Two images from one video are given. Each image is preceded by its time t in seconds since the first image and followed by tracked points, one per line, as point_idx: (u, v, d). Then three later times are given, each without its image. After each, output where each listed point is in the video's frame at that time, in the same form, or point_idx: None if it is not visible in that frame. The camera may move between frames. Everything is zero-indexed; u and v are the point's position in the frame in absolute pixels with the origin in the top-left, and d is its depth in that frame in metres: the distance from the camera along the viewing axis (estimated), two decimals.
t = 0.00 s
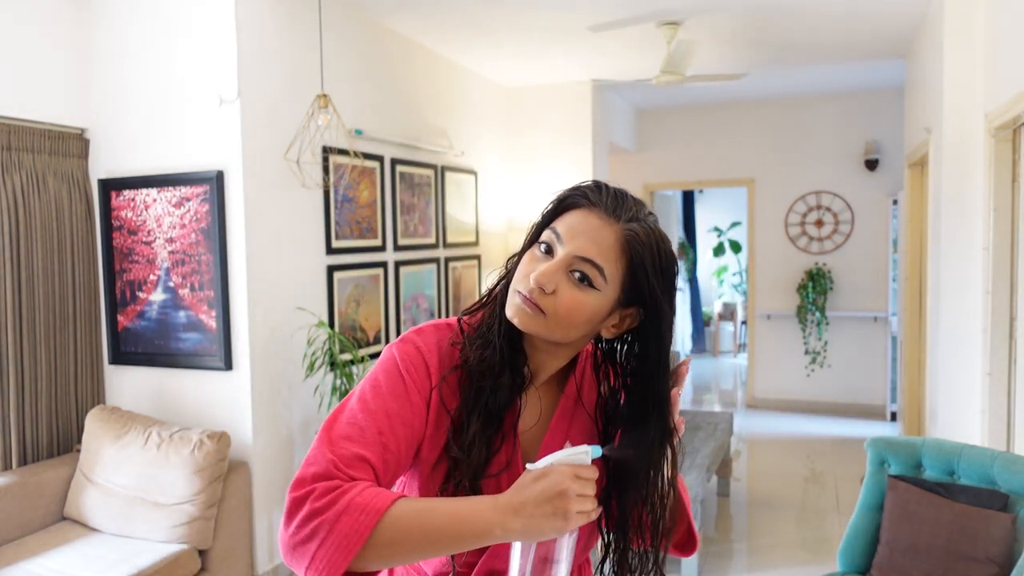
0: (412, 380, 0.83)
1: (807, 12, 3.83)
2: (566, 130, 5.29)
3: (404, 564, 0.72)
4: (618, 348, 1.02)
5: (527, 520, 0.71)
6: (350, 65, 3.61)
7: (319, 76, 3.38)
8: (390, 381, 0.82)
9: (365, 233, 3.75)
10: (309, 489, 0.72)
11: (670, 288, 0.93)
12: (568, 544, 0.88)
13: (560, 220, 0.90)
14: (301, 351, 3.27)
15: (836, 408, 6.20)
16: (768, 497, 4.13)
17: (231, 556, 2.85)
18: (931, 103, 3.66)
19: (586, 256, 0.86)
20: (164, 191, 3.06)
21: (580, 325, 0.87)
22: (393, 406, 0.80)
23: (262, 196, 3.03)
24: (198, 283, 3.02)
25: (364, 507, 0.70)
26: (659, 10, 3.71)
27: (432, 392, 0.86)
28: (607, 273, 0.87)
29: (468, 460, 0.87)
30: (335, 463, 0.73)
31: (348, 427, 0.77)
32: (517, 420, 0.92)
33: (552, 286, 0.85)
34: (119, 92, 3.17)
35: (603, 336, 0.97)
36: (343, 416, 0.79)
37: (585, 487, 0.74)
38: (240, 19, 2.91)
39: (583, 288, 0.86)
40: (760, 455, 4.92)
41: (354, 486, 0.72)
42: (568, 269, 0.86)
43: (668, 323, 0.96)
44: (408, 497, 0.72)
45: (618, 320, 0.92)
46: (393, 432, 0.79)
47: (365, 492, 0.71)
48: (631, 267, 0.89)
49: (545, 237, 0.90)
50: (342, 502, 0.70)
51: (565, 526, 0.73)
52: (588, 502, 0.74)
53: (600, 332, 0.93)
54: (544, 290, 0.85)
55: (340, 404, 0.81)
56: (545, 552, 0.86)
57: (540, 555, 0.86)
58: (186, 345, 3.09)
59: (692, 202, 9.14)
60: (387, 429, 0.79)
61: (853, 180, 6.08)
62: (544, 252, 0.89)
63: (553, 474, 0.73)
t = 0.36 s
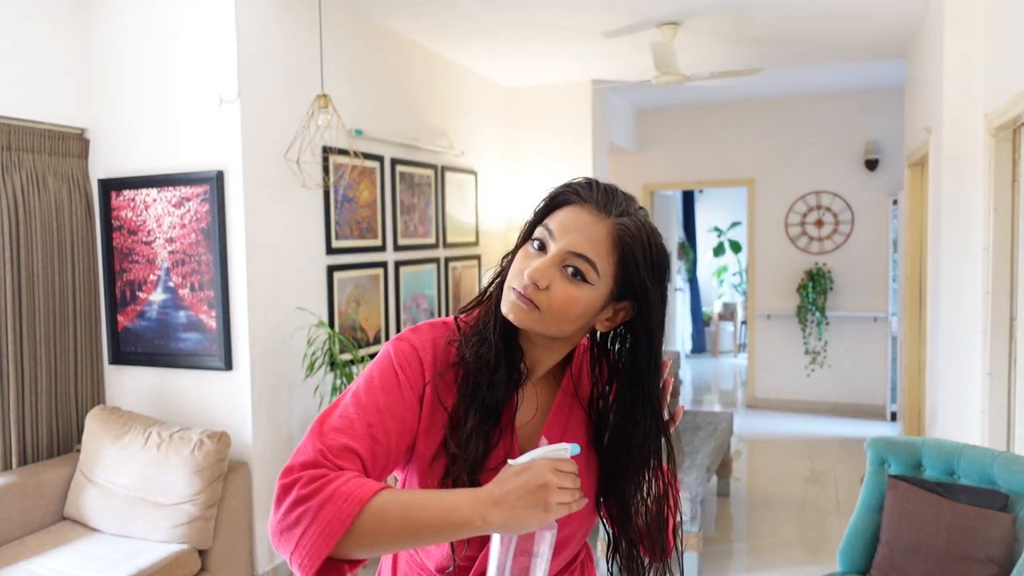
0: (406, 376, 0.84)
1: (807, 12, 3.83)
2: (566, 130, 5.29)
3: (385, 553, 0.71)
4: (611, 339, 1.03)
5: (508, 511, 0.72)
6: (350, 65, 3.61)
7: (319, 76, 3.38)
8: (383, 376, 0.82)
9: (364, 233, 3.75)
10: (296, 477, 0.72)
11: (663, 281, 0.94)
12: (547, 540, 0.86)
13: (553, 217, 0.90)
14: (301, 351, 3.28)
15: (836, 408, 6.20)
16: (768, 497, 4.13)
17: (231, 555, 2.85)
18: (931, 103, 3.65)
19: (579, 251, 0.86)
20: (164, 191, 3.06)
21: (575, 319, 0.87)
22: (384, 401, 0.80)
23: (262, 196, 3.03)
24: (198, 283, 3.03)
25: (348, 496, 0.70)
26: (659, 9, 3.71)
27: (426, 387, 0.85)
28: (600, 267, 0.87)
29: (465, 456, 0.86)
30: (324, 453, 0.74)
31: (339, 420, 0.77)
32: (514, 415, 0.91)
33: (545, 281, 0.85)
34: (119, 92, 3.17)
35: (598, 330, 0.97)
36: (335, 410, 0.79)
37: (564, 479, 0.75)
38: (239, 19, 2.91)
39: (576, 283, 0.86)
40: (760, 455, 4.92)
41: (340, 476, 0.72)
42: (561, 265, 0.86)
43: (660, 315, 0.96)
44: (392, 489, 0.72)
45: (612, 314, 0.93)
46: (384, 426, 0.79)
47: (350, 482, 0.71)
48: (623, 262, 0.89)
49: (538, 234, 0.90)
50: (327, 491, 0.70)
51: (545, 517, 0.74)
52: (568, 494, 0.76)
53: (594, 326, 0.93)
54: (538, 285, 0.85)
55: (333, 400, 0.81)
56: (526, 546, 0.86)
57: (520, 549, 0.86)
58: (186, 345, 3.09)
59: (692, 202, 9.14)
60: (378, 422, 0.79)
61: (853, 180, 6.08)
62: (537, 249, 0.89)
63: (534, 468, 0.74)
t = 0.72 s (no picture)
0: (401, 366, 0.84)
1: (808, 12, 3.83)
2: (566, 130, 5.29)
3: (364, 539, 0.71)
4: (605, 330, 1.02)
5: (486, 511, 0.69)
6: (349, 65, 3.61)
7: (319, 75, 3.38)
8: (379, 365, 0.83)
9: (365, 233, 3.75)
10: (288, 455, 0.72)
11: (654, 273, 0.94)
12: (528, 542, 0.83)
13: (544, 211, 0.90)
14: (301, 351, 3.27)
15: (836, 408, 6.20)
16: (768, 497, 4.13)
17: (231, 555, 2.85)
18: (931, 104, 3.65)
19: (570, 243, 0.86)
20: (164, 191, 3.06)
21: (568, 310, 0.87)
22: (378, 389, 0.81)
23: (262, 196, 3.03)
24: (198, 283, 3.02)
25: (335, 477, 0.70)
26: (659, 10, 3.71)
27: (419, 379, 0.86)
28: (591, 258, 0.87)
29: (460, 448, 0.86)
30: (317, 435, 0.74)
31: (333, 405, 0.78)
32: (509, 408, 0.91)
33: (537, 272, 0.85)
34: (119, 92, 3.17)
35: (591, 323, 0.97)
36: (330, 396, 0.80)
37: (548, 487, 0.72)
38: (239, 19, 2.91)
39: (568, 274, 0.86)
40: (760, 455, 4.92)
41: (330, 458, 0.72)
42: (552, 256, 0.86)
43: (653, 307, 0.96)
44: (380, 475, 0.71)
45: (604, 306, 0.92)
46: (376, 415, 0.80)
47: (339, 465, 0.71)
48: (613, 254, 0.89)
49: (530, 228, 0.90)
50: (316, 470, 0.70)
51: (523, 523, 0.70)
52: (550, 503, 0.72)
53: (587, 318, 0.93)
54: (530, 276, 0.85)
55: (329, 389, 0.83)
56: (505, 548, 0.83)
57: (499, 551, 0.83)
58: (186, 345, 3.09)
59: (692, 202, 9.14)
60: (370, 410, 0.80)
61: (853, 180, 6.08)
62: (529, 242, 0.89)
63: (518, 470, 0.71)
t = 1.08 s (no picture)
0: (397, 364, 0.85)
1: (808, 12, 3.83)
2: (566, 130, 5.29)
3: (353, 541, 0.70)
4: (601, 328, 1.01)
5: (475, 527, 0.68)
6: (349, 65, 3.61)
7: (319, 75, 3.38)
8: (376, 363, 0.84)
9: (364, 233, 3.75)
10: (285, 451, 0.72)
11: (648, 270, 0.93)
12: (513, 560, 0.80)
13: (537, 210, 0.91)
14: (301, 351, 3.27)
15: (836, 408, 6.20)
16: (768, 497, 4.13)
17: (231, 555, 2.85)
18: (931, 104, 3.65)
19: (561, 241, 0.86)
20: (164, 191, 3.06)
21: (561, 308, 0.86)
22: (374, 386, 0.82)
23: (262, 196, 3.03)
24: (198, 283, 3.02)
25: (330, 479, 0.69)
26: (659, 10, 3.71)
27: (415, 377, 0.87)
28: (582, 256, 0.87)
29: (455, 444, 0.86)
30: (313, 431, 0.75)
31: (330, 401, 0.79)
32: (505, 406, 0.91)
33: (530, 269, 0.85)
34: (119, 91, 3.17)
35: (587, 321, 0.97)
36: (327, 393, 0.81)
37: (539, 504, 0.71)
38: (240, 19, 2.91)
39: (560, 271, 0.86)
40: (760, 455, 4.92)
41: (324, 457, 0.72)
42: (544, 255, 0.86)
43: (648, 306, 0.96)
44: (373, 480, 0.71)
45: (598, 303, 0.92)
46: (372, 412, 0.81)
47: (334, 466, 0.71)
48: (605, 251, 0.89)
49: (523, 227, 0.90)
50: (312, 470, 0.70)
51: (511, 539, 0.70)
52: (540, 519, 0.71)
53: (581, 316, 0.93)
54: (522, 274, 0.85)
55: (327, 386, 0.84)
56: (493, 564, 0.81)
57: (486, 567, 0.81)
58: (186, 345, 3.10)
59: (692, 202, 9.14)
60: (366, 407, 0.80)
61: (853, 180, 6.08)
62: (522, 242, 0.89)
63: (509, 487, 0.70)
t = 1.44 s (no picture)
0: (394, 364, 0.85)
1: (808, 12, 3.83)
2: (566, 130, 5.29)
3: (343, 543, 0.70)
4: (597, 329, 1.00)
5: (463, 538, 0.69)
6: (349, 65, 3.61)
7: (319, 75, 3.38)
8: (373, 363, 0.84)
9: (364, 233, 3.75)
10: (282, 450, 0.72)
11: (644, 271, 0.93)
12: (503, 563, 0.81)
13: (532, 211, 0.91)
14: (301, 351, 3.27)
15: (836, 408, 6.20)
16: (768, 497, 4.13)
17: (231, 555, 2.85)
18: (931, 104, 3.66)
19: (556, 241, 0.86)
20: (164, 191, 3.06)
21: (556, 308, 0.86)
22: (370, 386, 0.82)
23: (262, 196, 3.03)
24: (197, 283, 3.02)
25: (323, 481, 0.69)
26: (660, 10, 3.71)
27: (411, 377, 0.87)
28: (577, 256, 0.87)
29: (448, 443, 0.86)
30: (310, 431, 0.75)
31: (327, 401, 0.80)
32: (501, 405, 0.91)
33: (524, 270, 0.85)
34: (119, 91, 3.17)
35: (582, 321, 0.97)
36: (324, 393, 0.81)
37: (528, 519, 0.71)
38: (240, 19, 2.91)
39: (555, 272, 0.86)
40: (760, 455, 4.92)
41: (319, 459, 0.72)
42: (539, 255, 0.86)
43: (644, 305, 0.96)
44: (366, 483, 0.71)
45: (593, 304, 0.92)
46: (367, 413, 0.81)
47: (328, 468, 0.71)
48: (600, 251, 0.89)
49: (519, 228, 0.90)
50: (306, 470, 0.70)
51: (496, 553, 0.70)
52: (526, 536, 0.71)
53: (577, 316, 0.93)
54: (517, 275, 0.85)
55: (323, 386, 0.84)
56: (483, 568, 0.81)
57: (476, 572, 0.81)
58: (186, 345, 3.10)
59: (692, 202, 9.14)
60: (361, 408, 0.81)
61: (853, 180, 6.07)
62: (518, 242, 0.89)
63: (499, 499, 0.70)
